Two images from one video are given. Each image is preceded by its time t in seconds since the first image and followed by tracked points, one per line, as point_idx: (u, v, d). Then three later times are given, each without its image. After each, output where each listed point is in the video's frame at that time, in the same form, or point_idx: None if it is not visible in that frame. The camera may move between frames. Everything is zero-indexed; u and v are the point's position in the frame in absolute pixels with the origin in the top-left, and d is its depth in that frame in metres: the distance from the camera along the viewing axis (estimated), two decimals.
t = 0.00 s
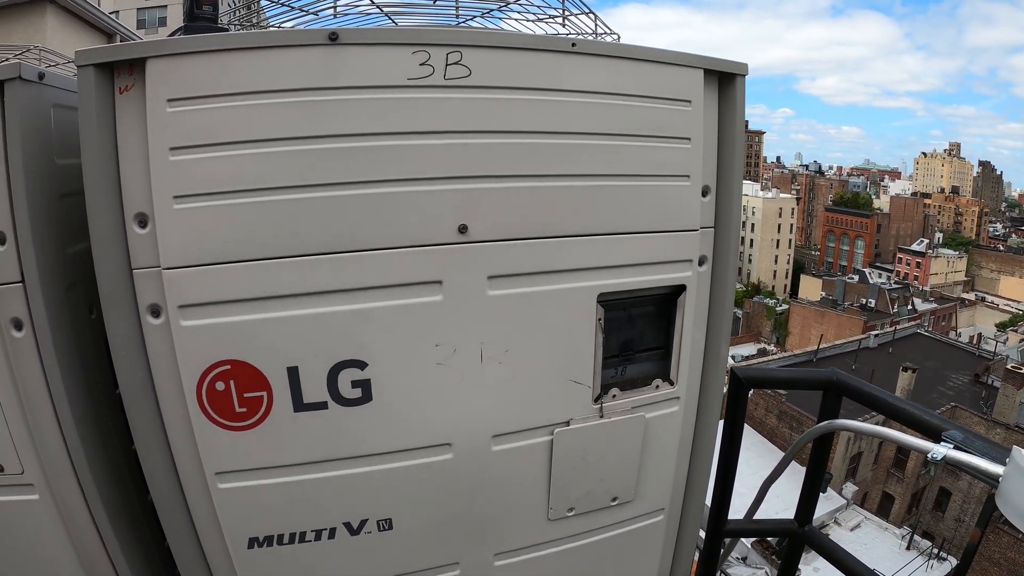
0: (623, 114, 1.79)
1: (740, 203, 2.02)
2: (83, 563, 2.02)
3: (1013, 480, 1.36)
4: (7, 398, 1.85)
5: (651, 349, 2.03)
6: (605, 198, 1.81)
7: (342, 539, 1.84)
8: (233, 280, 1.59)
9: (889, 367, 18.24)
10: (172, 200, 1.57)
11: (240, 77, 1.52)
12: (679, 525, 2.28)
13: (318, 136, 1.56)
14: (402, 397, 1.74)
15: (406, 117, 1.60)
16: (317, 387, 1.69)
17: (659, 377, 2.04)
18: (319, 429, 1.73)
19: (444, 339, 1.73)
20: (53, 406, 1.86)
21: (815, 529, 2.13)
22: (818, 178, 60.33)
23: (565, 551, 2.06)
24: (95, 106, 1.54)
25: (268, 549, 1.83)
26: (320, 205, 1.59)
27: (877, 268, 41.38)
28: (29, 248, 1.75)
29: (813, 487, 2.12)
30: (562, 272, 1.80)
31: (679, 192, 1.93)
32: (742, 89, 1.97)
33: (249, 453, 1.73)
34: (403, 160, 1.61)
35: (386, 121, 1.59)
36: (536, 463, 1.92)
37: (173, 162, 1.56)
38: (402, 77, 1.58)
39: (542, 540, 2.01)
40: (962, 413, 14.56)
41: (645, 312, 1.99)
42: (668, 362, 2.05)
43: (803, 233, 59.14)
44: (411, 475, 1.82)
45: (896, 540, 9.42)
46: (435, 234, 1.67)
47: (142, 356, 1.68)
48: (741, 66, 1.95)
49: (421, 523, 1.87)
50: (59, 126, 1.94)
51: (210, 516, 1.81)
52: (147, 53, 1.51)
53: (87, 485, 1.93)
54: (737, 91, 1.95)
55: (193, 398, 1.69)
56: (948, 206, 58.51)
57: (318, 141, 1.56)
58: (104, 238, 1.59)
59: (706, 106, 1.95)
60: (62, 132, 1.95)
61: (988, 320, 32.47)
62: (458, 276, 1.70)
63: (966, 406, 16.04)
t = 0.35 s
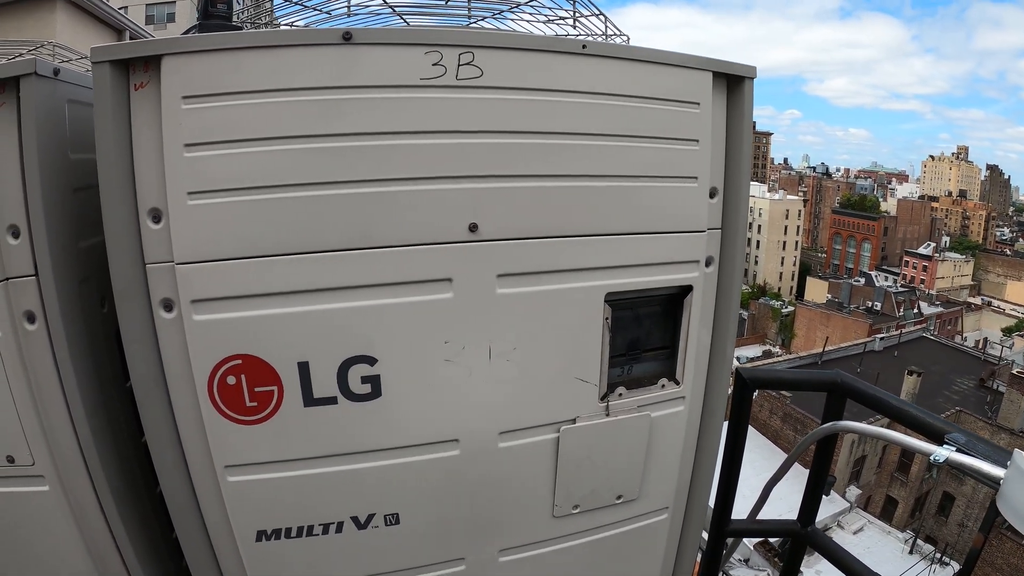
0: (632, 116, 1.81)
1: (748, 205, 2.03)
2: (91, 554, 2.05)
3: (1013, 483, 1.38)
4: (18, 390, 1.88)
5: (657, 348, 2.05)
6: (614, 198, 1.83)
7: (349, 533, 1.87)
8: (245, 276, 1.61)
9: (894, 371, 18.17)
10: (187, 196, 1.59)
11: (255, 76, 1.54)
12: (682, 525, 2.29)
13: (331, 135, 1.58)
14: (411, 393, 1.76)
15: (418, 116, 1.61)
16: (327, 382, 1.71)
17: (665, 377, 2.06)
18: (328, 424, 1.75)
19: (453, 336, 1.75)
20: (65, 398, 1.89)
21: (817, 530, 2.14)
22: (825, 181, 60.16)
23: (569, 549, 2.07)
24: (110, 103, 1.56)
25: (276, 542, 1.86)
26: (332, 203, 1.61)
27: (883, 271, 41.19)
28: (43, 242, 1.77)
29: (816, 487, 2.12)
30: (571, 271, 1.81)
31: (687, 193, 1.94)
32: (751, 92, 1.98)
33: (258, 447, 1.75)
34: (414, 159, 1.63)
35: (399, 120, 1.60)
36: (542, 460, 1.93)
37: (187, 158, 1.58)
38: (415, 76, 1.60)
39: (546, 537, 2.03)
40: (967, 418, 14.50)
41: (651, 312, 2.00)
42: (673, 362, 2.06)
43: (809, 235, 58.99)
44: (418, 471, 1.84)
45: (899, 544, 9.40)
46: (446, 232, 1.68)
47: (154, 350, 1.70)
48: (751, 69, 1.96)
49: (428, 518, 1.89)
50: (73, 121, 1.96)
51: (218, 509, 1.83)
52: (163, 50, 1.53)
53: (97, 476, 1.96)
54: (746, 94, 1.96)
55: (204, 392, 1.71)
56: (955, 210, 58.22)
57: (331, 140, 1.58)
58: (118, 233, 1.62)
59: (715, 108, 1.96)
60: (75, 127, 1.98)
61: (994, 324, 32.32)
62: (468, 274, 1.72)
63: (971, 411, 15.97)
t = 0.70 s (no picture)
0: (640, 123, 1.84)
1: (754, 211, 2.06)
2: (106, 548, 2.10)
3: (1011, 488, 1.40)
4: (37, 388, 1.92)
5: (664, 351, 2.08)
6: (622, 204, 1.86)
7: (360, 530, 1.91)
8: (262, 278, 1.66)
9: (899, 374, 18.11)
10: (205, 200, 1.63)
11: (273, 84, 1.58)
12: (686, 525, 2.33)
13: (347, 141, 1.62)
14: (422, 394, 1.80)
15: (432, 124, 1.65)
16: (340, 382, 1.75)
17: (671, 379, 2.09)
18: (341, 423, 1.79)
19: (463, 338, 1.78)
20: (83, 395, 1.94)
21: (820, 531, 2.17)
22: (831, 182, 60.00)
23: (574, 547, 2.11)
24: (130, 108, 1.60)
25: (288, 539, 1.90)
26: (347, 207, 1.65)
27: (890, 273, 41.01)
28: (63, 244, 1.82)
29: (819, 489, 2.15)
30: (580, 276, 1.85)
31: (694, 199, 1.97)
32: (757, 100, 2.01)
33: (273, 445, 1.80)
34: (428, 165, 1.67)
35: (412, 127, 1.64)
36: (550, 460, 1.97)
37: (206, 163, 1.62)
38: (429, 85, 1.64)
39: (553, 536, 2.07)
40: (972, 421, 14.46)
41: (658, 316, 2.04)
42: (679, 364, 2.09)
43: (815, 237, 58.82)
44: (427, 470, 1.88)
45: (903, 547, 9.40)
46: (458, 236, 1.72)
47: (171, 349, 1.74)
48: (758, 77, 1.99)
49: (436, 516, 1.93)
50: (92, 125, 2.01)
51: (233, 505, 1.88)
52: (183, 58, 1.57)
53: (113, 473, 2.01)
54: (753, 102, 1.99)
55: (220, 391, 1.75)
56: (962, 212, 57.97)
57: (347, 146, 1.62)
58: (138, 236, 1.66)
59: (721, 116, 1.99)
60: (94, 130, 2.02)
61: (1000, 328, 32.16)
62: (479, 278, 1.76)
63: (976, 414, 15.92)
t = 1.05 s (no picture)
0: (648, 120, 1.86)
1: (760, 208, 2.07)
2: (113, 536, 2.12)
3: (1012, 483, 1.41)
4: (48, 377, 1.95)
5: (668, 346, 2.09)
6: (629, 199, 1.88)
7: (366, 520, 1.93)
8: (274, 268, 1.68)
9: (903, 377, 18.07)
10: (217, 191, 1.65)
11: (286, 76, 1.60)
12: (689, 521, 2.34)
13: (359, 134, 1.64)
14: (429, 385, 1.82)
15: (443, 118, 1.67)
16: (349, 372, 1.77)
17: (676, 374, 2.10)
18: (349, 413, 1.81)
19: (471, 330, 1.80)
20: (93, 384, 1.96)
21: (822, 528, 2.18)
22: (837, 185, 59.85)
23: (578, 541, 2.13)
24: (144, 99, 1.63)
25: (296, 527, 1.92)
26: (358, 200, 1.67)
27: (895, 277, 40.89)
28: (76, 233, 1.84)
29: (821, 485, 2.16)
30: (586, 270, 1.87)
31: (700, 196, 1.99)
32: (764, 98, 2.02)
33: (281, 434, 1.82)
34: (438, 158, 1.69)
35: (423, 121, 1.66)
36: (555, 453, 1.99)
37: (219, 154, 1.64)
38: (440, 80, 1.66)
39: (557, 528, 2.09)
40: (975, 425, 14.42)
41: (663, 311, 2.05)
42: (684, 360, 2.11)
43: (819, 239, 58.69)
44: (433, 461, 1.90)
45: (904, 551, 9.39)
46: (467, 229, 1.74)
47: (182, 338, 1.76)
48: (765, 76, 2.00)
49: (442, 507, 1.95)
50: (105, 116, 2.03)
51: (240, 494, 1.90)
52: (198, 50, 1.59)
53: (122, 460, 2.03)
54: (760, 100, 2.01)
55: (230, 380, 1.78)
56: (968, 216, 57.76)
57: (358, 138, 1.64)
58: (151, 226, 1.68)
59: (728, 114, 2.01)
60: (107, 122, 2.05)
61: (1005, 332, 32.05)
62: (487, 270, 1.78)
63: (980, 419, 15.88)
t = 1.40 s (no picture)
0: (652, 119, 1.86)
1: (763, 208, 2.07)
2: (117, 531, 2.14)
3: (1012, 484, 1.41)
4: (53, 372, 1.96)
5: (672, 346, 2.10)
6: (632, 199, 1.88)
7: (369, 517, 1.94)
8: (278, 266, 1.69)
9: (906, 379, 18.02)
10: (223, 189, 1.66)
11: (292, 76, 1.61)
12: (690, 520, 2.34)
13: (364, 133, 1.65)
14: (432, 383, 1.83)
15: (448, 117, 1.68)
16: (352, 370, 1.78)
17: (678, 374, 2.11)
18: (352, 410, 1.82)
19: (474, 329, 1.81)
20: (99, 379, 1.97)
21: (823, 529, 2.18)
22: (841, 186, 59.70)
23: (579, 540, 2.13)
24: (151, 97, 1.64)
25: (299, 524, 1.93)
26: (362, 198, 1.67)
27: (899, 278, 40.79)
28: (82, 229, 1.85)
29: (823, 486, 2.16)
30: (590, 270, 1.87)
31: (703, 196, 1.99)
32: (768, 99, 2.02)
33: (285, 430, 1.83)
34: (443, 157, 1.70)
35: (428, 120, 1.67)
36: (557, 452, 2.00)
37: (225, 152, 1.65)
38: (445, 79, 1.67)
39: (559, 527, 2.09)
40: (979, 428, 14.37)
41: (666, 311, 2.06)
42: (686, 360, 2.11)
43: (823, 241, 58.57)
44: (436, 459, 1.91)
45: (906, 553, 9.37)
46: (471, 228, 1.75)
47: (187, 335, 1.77)
48: (769, 76, 2.00)
49: (443, 505, 1.96)
50: (112, 114, 2.04)
51: (244, 490, 1.91)
52: (204, 49, 1.60)
53: (126, 455, 2.04)
54: (764, 101, 2.01)
55: (234, 377, 1.79)
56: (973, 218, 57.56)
57: (363, 138, 1.65)
58: (157, 222, 1.69)
59: (732, 115, 2.01)
60: (114, 120, 2.06)
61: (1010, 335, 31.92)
62: (491, 270, 1.78)
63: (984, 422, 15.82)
